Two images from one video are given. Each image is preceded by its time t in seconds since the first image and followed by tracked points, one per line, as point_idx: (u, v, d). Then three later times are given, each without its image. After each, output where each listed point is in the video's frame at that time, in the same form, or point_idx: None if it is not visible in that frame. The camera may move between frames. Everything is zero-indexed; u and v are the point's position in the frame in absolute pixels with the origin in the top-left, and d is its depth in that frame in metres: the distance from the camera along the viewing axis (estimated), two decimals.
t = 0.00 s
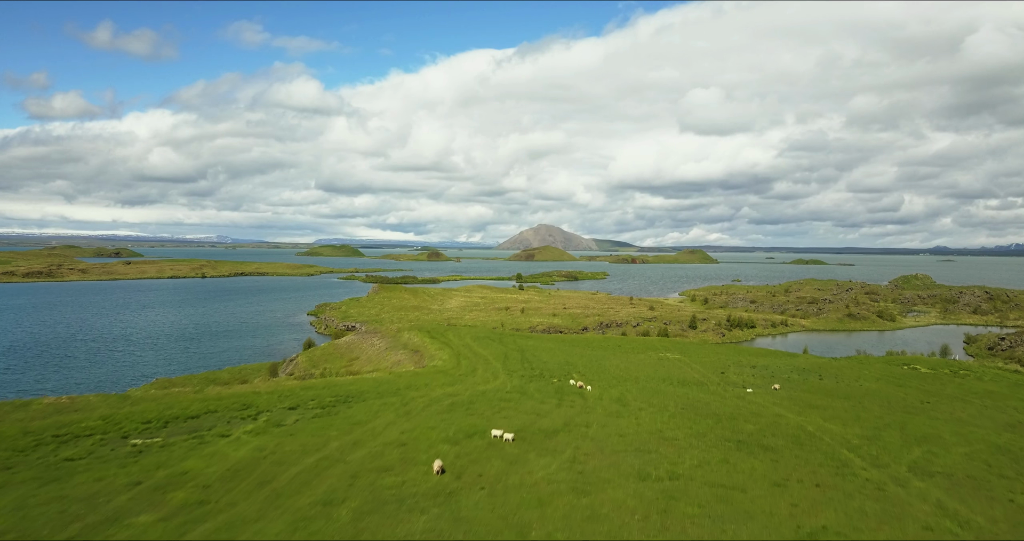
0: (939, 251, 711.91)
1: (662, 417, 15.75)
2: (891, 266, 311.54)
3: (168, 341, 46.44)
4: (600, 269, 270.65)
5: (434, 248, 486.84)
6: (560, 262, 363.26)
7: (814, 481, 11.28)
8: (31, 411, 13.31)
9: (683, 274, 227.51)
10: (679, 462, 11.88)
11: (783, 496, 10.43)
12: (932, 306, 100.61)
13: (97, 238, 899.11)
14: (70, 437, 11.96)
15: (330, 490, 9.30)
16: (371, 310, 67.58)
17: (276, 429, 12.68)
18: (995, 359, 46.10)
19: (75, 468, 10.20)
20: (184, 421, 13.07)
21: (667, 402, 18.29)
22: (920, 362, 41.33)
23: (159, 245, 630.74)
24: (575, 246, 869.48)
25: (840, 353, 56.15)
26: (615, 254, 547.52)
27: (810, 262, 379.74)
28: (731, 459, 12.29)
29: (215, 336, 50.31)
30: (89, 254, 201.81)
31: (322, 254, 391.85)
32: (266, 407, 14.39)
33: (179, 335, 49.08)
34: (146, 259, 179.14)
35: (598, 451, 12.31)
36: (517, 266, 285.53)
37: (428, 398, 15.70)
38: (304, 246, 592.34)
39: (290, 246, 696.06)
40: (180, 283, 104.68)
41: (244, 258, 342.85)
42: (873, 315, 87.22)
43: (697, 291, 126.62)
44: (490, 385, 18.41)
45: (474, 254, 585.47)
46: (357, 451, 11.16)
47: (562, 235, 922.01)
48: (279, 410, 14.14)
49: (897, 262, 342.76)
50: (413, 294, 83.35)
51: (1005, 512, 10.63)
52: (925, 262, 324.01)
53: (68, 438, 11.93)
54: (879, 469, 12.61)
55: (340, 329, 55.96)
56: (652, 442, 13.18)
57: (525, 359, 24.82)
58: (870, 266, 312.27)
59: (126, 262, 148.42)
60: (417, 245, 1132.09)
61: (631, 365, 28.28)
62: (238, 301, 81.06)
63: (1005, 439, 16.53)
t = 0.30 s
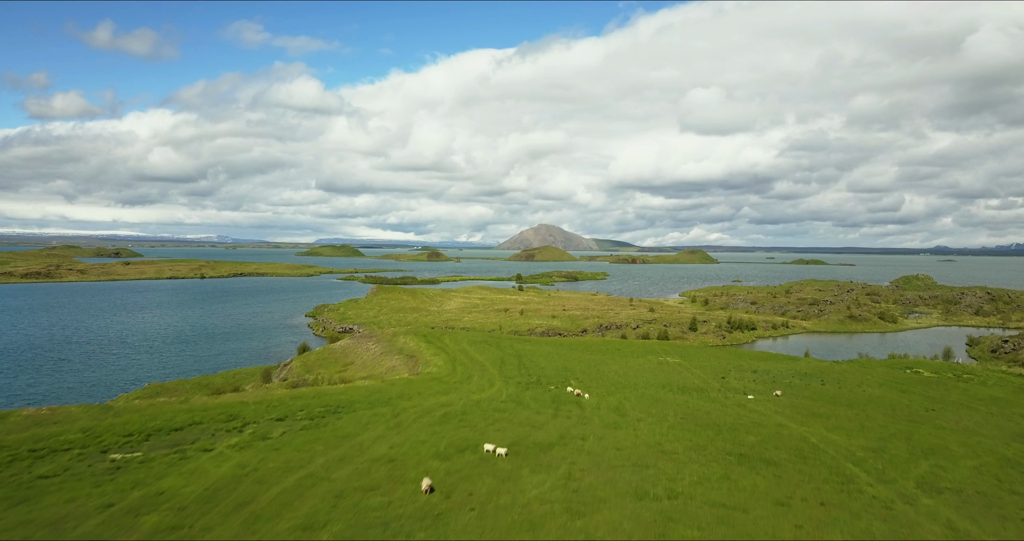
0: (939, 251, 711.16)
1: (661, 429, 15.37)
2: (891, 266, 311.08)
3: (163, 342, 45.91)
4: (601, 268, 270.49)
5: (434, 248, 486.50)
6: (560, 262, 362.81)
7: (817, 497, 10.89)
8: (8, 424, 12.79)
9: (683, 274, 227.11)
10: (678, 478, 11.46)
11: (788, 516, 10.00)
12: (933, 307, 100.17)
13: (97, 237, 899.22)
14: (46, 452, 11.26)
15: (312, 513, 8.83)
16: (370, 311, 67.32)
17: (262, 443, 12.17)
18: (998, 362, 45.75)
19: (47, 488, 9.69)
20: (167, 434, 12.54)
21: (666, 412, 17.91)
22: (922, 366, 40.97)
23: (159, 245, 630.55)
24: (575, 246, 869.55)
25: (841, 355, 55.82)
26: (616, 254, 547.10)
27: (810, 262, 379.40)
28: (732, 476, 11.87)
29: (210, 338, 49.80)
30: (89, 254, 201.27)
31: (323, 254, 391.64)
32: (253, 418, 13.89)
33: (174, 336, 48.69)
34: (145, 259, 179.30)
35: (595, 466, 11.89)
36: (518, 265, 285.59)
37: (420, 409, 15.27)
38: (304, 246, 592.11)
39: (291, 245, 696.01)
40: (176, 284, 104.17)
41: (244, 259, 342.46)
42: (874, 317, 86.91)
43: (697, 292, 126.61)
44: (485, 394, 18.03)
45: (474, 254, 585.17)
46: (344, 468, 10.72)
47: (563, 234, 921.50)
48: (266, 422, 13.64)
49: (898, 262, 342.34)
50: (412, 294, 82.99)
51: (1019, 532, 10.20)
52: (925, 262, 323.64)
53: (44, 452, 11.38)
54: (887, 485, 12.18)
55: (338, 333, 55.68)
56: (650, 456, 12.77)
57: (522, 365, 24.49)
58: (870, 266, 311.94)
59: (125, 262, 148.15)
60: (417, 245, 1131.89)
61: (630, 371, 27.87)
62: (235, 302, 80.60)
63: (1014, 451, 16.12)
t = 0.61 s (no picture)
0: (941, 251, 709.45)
1: (660, 442, 14.97)
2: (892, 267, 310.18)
3: (159, 343, 45.34)
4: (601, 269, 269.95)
5: (435, 248, 486.19)
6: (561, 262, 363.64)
7: (824, 518, 10.41)
8: None
9: (684, 275, 226.66)
10: (678, 496, 11.01)
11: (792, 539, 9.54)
12: (936, 309, 99.57)
13: (98, 237, 901.01)
14: (21, 468, 10.59)
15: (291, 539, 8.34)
16: (368, 313, 66.93)
17: (247, 458, 11.63)
18: (1002, 366, 45.26)
19: (15, 509, 9.08)
20: (149, 448, 11.92)
21: (665, 423, 17.50)
22: (925, 370, 40.50)
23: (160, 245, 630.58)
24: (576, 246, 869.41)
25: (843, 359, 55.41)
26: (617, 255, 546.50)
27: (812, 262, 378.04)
28: (734, 493, 11.42)
29: (207, 340, 49.25)
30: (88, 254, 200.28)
31: (323, 254, 391.44)
32: (240, 431, 13.32)
33: (171, 338, 48.20)
34: (143, 260, 177.77)
35: (591, 483, 11.46)
36: (518, 266, 285.21)
37: (412, 420, 14.81)
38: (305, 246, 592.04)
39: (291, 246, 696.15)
40: (175, 285, 103.65)
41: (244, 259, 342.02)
42: (877, 319, 86.36)
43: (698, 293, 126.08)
44: (480, 403, 17.64)
45: (475, 254, 584.98)
46: (329, 486, 10.25)
47: (564, 234, 920.19)
48: (253, 434, 13.12)
49: (900, 262, 341.26)
50: (412, 296, 82.50)
51: None
52: (927, 262, 322.62)
53: (18, 467, 10.68)
54: (895, 504, 11.73)
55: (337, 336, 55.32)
56: (649, 472, 12.35)
57: (520, 371, 24.10)
58: (871, 266, 311.01)
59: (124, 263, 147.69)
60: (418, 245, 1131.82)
61: (629, 377, 27.44)
62: (234, 303, 80.18)
63: None
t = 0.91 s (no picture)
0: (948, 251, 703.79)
1: (663, 455, 14.53)
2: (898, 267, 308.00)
3: (159, 346, 45.02)
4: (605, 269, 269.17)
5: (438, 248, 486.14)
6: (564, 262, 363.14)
7: (834, 540, 9.96)
8: None
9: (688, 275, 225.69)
10: (681, 516, 10.58)
11: None
12: (943, 310, 98.54)
13: (104, 237, 905.97)
14: None
15: None
16: (370, 315, 66.84)
17: (234, 474, 11.21)
18: (1011, 371, 44.59)
19: None
20: (133, 463, 11.50)
21: (668, 435, 17.08)
22: (933, 374, 39.84)
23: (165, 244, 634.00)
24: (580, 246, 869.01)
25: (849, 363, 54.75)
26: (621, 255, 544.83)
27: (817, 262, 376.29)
28: (739, 513, 10.99)
29: (208, 343, 48.98)
30: (92, 255, 201.85)
31: (327, 254, 392.47)
32: (228, 443, 12.92)
33: (171, 340, 48.04)
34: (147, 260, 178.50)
35: (590, 501, 11.01)
36: (522, 266, 285.65)
37: (407, 432, 14.44)
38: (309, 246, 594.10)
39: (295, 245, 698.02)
40: (177, 286, 103.66)
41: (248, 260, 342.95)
42: (883, 320, 85.57)
43: (702, 295, 125.65)
44: (479, 413, 17.24)
45: (478, 254, 584.73)
46: (316, 506, 9.86)
47: (568, 234, 919.57)
48: (242, 447, 12.71)
49: (905, 263, 338.82)
50: (414, 297, 82.19)
51: None
52: (933, 262, 320.06)
53: None
54: (907, 524, 11.27)
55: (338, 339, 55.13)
56: (651, 489, 11.90)
57: (520, 378, 23.70)
58: (877, 266, 308.64)
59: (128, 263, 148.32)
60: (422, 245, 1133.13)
61: (632, 384, 27.00)
62: (235, 304, 80.16)
63: None
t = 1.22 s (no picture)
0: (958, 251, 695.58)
1: (668, 473, 13.97)
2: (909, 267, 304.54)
3: (161, 349, 44.84)
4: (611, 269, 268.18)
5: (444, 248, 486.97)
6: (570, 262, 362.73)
7: None
8: None
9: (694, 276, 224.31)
10: None
11: None
12: (954, 312, 97.03)
13: (113, 236, 915.43)
14: None
15: None
16: (375, 317, 66.76)
17: (219, 494, 10.76)
18: None
19: None
20: (116, 482, 11.08)
21: (674, 449, 16.51)
22: (945, 379, 38.93)
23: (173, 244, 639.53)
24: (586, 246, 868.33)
25: (858, 367, 53.80)
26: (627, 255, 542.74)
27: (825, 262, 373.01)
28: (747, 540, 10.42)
29: (210, 346, 48.82)
30: (100, 255, 204.09)
31: (333, 254, 394.21)
32: (216, 460, 12.47)
33: (173, 343, 47.95)
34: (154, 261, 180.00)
35: (590, 526, 10.48)
36: (528, 266, 285.94)
37: (403, 447, 13.97)
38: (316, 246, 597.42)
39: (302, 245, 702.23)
40: (182, 287, 104.11)
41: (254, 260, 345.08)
42: (893, 323, 84.39)
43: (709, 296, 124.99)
44: (478, 425, 16.76)
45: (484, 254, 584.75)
46: (302, 533, 9.38)
47: (574, 234, 917.57)
48: (231, 464, 12.26)
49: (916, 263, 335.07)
50: (419, 298, 81.98)
51: None
52: (944, 262, 316.31)
53: None
54: None
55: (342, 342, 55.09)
56: (655, 512, 11.34)
57: (522, 386, 23.21)
58: (886, 266, 305.59)
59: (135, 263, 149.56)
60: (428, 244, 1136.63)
61: (637, 392, 26.42)
62: (240, 305, 80.27)
63: None
